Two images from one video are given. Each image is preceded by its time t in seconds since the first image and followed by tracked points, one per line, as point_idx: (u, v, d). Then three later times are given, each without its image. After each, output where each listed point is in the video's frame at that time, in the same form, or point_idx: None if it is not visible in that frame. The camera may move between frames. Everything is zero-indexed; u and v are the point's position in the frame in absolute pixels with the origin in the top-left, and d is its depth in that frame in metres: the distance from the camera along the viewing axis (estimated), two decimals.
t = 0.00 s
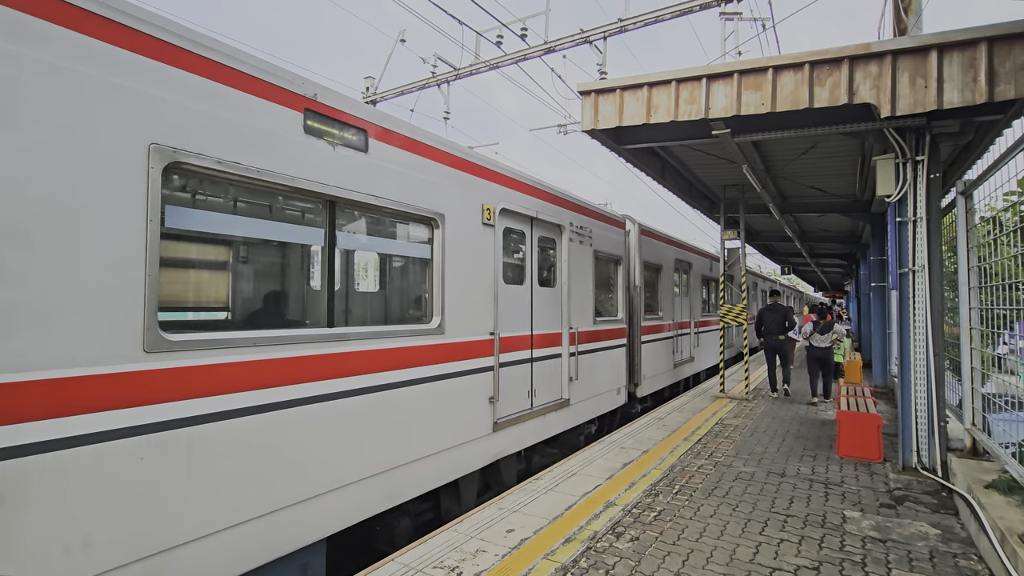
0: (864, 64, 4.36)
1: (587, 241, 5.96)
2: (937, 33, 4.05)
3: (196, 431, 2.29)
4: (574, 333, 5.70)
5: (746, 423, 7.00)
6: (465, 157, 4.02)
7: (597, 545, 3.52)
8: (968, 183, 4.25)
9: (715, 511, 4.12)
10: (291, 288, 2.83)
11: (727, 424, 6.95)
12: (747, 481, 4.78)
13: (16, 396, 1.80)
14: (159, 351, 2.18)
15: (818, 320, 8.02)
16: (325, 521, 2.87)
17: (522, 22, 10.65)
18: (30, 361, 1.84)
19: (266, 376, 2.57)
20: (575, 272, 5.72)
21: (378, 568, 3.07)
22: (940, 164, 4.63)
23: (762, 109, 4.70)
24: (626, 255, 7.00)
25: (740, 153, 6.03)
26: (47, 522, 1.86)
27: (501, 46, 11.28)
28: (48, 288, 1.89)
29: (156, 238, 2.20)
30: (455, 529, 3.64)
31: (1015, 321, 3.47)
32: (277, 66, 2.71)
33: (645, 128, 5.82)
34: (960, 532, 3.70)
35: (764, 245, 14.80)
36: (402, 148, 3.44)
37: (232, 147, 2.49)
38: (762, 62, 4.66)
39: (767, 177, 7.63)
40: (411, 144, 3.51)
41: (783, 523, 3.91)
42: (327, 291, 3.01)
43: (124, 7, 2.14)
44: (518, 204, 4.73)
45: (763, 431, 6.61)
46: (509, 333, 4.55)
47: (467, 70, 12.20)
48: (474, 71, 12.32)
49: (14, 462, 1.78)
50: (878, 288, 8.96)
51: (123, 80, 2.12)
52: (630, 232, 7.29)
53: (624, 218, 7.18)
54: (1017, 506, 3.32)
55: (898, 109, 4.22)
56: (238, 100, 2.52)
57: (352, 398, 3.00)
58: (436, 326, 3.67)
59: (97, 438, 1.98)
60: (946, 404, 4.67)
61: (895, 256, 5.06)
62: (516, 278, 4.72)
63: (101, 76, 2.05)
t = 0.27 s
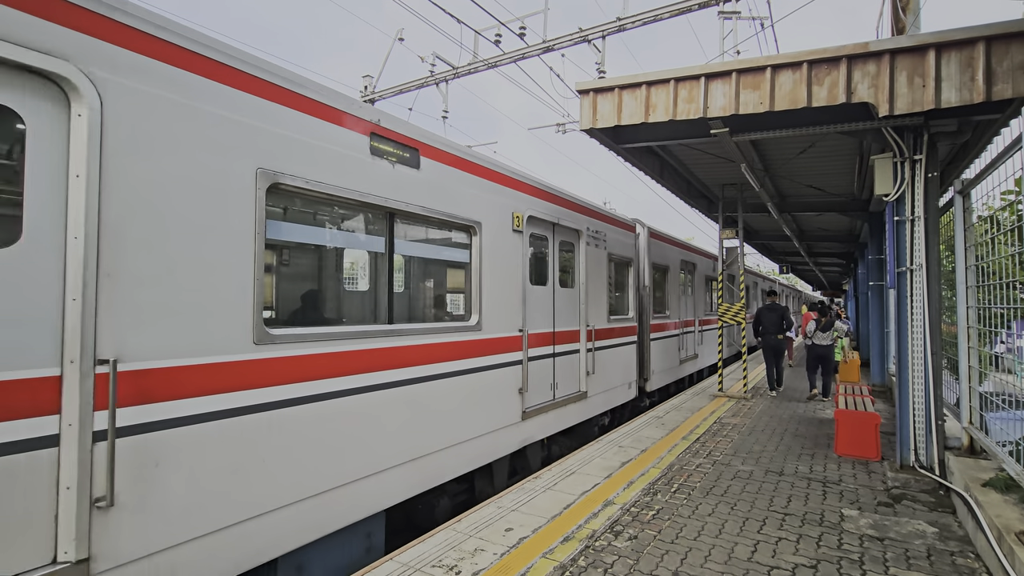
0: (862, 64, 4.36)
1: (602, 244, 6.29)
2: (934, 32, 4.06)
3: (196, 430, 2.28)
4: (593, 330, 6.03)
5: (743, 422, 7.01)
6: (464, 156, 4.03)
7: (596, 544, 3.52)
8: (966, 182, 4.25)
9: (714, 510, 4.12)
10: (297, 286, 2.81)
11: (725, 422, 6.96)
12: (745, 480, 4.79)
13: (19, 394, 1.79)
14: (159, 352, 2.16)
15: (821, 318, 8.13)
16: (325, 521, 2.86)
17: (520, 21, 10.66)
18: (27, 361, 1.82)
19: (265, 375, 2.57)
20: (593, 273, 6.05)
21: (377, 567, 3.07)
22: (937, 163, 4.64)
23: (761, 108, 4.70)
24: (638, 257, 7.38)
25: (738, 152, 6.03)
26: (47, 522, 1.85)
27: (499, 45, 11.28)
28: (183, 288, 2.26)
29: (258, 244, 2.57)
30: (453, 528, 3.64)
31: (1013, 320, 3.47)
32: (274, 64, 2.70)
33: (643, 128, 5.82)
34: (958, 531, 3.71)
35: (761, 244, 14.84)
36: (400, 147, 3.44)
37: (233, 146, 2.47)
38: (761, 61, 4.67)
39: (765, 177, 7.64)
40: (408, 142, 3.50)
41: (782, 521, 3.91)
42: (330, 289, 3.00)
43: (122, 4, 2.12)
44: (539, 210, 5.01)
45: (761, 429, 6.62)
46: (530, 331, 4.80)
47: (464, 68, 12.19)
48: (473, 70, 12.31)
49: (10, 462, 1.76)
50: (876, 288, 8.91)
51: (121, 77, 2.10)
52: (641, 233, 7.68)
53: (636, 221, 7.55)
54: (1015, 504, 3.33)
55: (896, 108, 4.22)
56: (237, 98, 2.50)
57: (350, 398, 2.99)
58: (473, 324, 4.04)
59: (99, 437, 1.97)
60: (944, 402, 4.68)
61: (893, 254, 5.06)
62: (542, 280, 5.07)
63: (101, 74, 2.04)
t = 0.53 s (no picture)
0: (861, 63, 4.36)
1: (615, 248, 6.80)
2: (932, 32, 4.06)
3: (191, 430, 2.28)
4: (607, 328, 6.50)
5: (741, 421, 7.03)
6: (463, 155, 4.03)
7: (594, 543, 3.53)
8: (964, 181, 4.26)
9: (712, 509, 4.13)
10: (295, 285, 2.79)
11: (723, 421, 6.98)
12: (744, 479, 4.80)
13: (13, 391, 1.81)
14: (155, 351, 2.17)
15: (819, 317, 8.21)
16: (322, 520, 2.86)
17: (519, 20, 10.64)
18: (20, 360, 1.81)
19: (262, 374, 2.56)
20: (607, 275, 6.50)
21: (376, 567, 3.06)
22: (936, 162, 4.64)
23: (759, 108, 4.71)
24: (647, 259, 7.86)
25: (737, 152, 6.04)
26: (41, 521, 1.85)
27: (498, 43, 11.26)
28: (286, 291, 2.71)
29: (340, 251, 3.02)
30: (453, 527, 3.64)
31: (1010, 319, 3.48)
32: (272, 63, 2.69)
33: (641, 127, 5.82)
34: (955, 529, 3.72)
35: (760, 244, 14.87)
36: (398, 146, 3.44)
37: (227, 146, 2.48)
38: (759, 61, 4.67)
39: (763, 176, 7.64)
40: (406, 142, 3.51)
41: (780, 520, 3.92)
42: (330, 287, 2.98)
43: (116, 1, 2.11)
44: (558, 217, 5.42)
45: (760, 428, 6.63)
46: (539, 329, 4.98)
47: (463, 67, 12.18)
48: (471, 69, 12.30)
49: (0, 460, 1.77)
50: (875, 288, 8.94)
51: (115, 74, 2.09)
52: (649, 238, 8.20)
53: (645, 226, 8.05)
54: (1012, 502, 3.34)
55: (894, 107, 4.22)
56: (235, 97, 2.50)
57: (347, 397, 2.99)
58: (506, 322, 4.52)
59: (88, 437, 1.98)
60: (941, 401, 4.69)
61: (891, 253, 5.06)
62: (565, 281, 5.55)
63: (98, 73, 2.04)
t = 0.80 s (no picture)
0: (860, 62, 4.36)
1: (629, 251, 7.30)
2: (931, 31, 4.07)
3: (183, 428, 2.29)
4: (618, 325, 7.00)
5: (740, 420, 7.03)
6: (462, 154, 4.03)
7: (593, 542, 3.53)
8: (962, 181, 4.26)
9: (711, 508, 4.13)
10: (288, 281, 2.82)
11: (722, 420, 6.98)
12: (742, 478, 4.80)
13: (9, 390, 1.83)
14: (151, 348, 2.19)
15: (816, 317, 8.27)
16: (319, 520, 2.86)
17: (519, 19, 10.63)
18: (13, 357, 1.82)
19: (256, 372, 2.58)
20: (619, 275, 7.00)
21: (375, 566, 3.06)
22: (935, 162, 4.65)
23: (758, 107, 4.71)
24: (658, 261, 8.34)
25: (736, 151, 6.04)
26: (34, 515, 1.88)
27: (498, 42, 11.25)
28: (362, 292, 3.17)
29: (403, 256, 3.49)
30: (452, 526, 3.64)
31: (1009, 318, 3.48)
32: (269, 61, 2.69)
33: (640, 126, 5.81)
34: (953, 528, 3.73)
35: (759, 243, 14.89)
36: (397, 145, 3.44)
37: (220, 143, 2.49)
38: (759, 60, 4.67)
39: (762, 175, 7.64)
40: (405, 141, 3.51)
41: (779, 519, 3.93)
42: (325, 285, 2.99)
43: None
44: (578, 222, 5.91)
45: (759, 428, 6.63)
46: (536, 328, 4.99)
47: (462, 66, 12.17)
48: (470, 68, 12.31)
49: None
50: (875, 287, 9.00)
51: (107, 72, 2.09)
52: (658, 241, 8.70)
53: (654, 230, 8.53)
54: (1009, 501, 3.35)
55: (893, 107, 4.23)
56: (230, 95, 2.50)
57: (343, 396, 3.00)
58: (537, 320, 5.01)
59: (82, 435, 1.99)
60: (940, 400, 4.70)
61: (890, 253, 5.06)
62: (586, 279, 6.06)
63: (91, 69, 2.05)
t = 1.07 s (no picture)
0: (859, 62, 4.37)
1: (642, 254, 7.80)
2: (932, 31, 4.06)
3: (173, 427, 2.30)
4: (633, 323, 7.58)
5: (740, 420, 7.03)
6: (459, 152, 4.04)
7: (592, 541, 3.53)
8: (962, 180, 4.26)
9: (710, 507, 4.14)
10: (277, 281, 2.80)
11: (721, 420, 6.99)
12: (741, 477, 4.80)
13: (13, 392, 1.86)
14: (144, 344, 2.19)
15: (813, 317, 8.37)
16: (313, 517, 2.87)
17: (518, 18, 10.61)
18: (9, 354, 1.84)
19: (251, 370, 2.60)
20: (635, 277, 7.53)
21: (374, 566, 3.06)
22: (935, 161, 4.64)
23: (757, 107, 4.71)
24: (669, 263, 8.76)
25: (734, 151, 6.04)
26: (26, 512, 1.88)
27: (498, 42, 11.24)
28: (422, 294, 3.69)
29: (454, 262, 4.00)
30: (451, 525, 3.64)
31: (1008, 318, 3.48)
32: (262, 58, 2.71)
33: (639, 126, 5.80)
34: (953, 527, 3.73)
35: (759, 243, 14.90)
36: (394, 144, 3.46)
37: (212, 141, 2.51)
38: (758, 60, 4.67)
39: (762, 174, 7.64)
40: (402, 140, 3.52)
41: (778, 519, 3.93)
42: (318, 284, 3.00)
43: None
44: (597, 228, 6.47)
45: (758, 427, 6.63)
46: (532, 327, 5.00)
47: (462, 66, 12.16)
48: (471, 68, 12.32)
49: None
50: (874, 286, 9.05)
51: (100, 70, 2.11)
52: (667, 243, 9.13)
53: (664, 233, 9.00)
54: (1008, 500, 3.35)
55: (892, 106, 4.22)
56: (223, 92, 2.52)
57: (334, 395, 3.02)
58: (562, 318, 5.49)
59: (74, 433, 2.00)
60: (939, 401, 4.70)
61: (890, 253, 5.06)
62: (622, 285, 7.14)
63: (84, 67, 2.07)
